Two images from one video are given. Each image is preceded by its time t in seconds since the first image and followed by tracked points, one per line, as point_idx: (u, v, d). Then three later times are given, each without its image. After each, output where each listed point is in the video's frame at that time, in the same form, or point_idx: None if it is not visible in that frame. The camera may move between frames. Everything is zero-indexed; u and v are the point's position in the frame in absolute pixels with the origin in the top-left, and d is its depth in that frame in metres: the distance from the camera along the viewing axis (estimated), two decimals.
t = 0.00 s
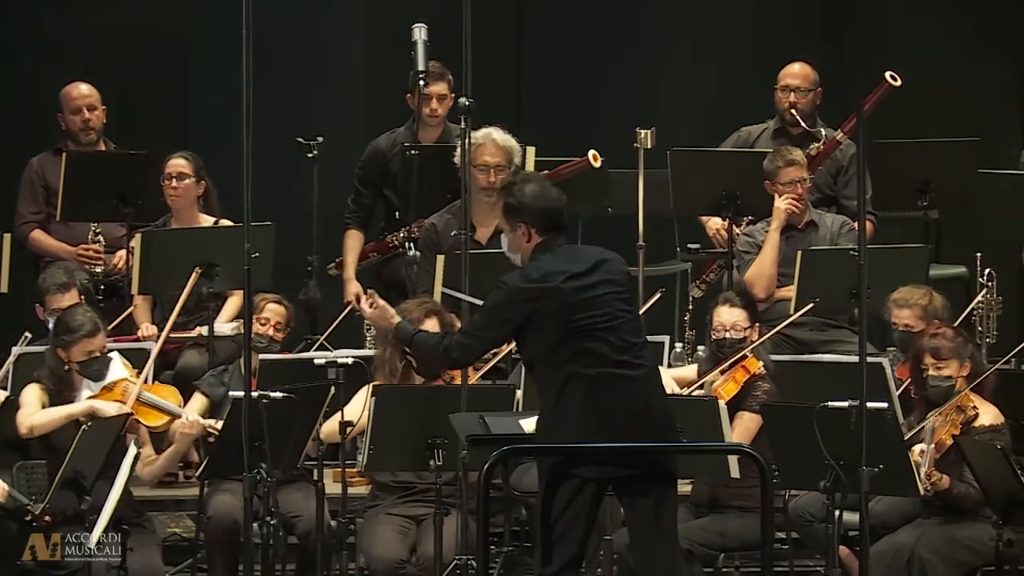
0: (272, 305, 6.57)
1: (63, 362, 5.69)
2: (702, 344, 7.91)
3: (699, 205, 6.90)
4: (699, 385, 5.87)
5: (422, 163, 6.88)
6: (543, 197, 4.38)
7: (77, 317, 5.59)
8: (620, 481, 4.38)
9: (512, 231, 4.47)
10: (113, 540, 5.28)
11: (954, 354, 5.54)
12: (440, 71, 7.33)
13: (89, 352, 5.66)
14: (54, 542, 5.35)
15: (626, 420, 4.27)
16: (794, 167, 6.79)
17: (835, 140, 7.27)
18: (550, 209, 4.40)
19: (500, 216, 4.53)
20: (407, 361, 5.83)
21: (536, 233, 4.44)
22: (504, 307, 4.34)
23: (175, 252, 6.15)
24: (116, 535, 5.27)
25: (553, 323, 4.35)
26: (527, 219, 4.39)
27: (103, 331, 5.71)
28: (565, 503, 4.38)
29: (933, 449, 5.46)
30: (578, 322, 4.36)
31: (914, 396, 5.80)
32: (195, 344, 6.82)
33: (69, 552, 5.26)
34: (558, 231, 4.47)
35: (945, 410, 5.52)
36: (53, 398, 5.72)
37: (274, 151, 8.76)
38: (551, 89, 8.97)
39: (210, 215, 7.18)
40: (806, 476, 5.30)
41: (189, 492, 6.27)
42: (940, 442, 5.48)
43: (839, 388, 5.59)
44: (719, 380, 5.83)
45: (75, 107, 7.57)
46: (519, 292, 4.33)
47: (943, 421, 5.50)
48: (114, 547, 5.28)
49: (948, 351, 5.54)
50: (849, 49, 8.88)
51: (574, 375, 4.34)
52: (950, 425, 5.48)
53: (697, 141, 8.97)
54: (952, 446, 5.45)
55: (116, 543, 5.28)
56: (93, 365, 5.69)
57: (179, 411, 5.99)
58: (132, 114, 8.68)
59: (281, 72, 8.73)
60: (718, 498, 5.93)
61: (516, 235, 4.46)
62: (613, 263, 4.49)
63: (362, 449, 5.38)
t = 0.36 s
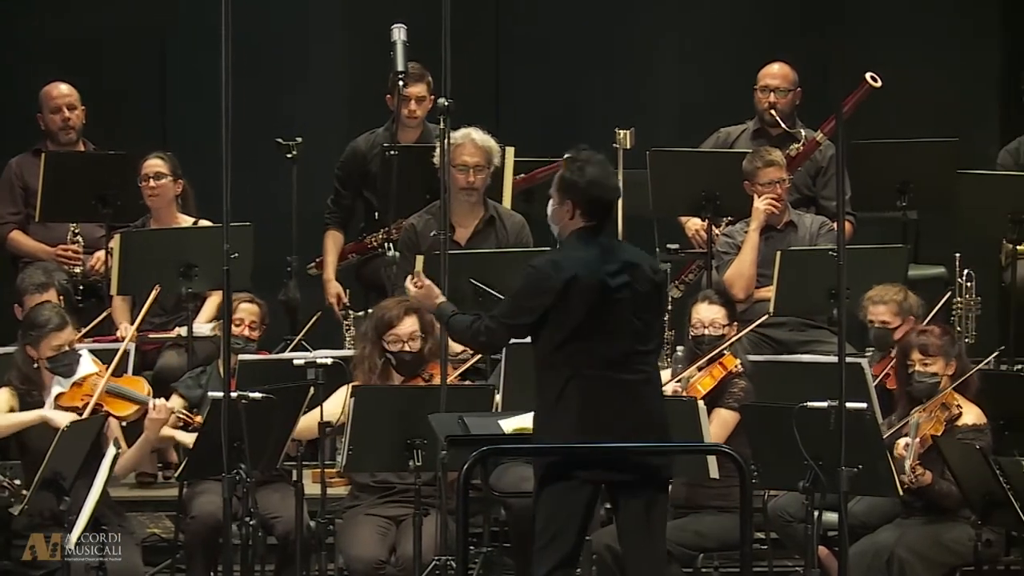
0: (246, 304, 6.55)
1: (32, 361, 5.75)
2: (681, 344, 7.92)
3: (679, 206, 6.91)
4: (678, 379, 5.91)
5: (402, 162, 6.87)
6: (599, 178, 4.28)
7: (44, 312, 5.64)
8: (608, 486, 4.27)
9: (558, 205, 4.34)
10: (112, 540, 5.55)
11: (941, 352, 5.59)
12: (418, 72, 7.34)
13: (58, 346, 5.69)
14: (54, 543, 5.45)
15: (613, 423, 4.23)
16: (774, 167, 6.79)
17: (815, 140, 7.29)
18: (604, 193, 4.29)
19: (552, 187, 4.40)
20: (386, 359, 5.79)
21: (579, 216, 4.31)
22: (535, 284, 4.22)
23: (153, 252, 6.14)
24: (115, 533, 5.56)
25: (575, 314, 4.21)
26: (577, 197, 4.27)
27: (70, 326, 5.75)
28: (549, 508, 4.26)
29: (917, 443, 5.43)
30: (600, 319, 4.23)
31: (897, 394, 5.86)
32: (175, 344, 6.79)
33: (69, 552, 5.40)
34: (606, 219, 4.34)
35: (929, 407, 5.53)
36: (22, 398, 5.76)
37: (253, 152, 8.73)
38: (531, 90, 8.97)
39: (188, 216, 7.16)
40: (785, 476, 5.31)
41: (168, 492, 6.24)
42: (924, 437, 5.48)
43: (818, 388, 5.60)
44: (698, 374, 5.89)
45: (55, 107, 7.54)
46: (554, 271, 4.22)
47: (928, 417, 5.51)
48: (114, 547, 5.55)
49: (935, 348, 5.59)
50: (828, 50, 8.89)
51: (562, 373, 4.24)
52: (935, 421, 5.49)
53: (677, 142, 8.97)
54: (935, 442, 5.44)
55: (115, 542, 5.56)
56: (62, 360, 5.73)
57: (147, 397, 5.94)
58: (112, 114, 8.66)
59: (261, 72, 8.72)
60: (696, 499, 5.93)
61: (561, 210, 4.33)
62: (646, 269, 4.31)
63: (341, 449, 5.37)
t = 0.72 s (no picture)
0: (224, 305, 6.52)
1: (19, 359, 5.73)
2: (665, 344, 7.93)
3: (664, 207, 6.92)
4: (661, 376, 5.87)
5: (386, 163, 6.87)
6: (649, 184, 4.27)
7: (31, 310, 5.68)
8: (597, 487, 4.27)
9: (600, 196, 4.32)
10: (113, 540, 5.58)
11: (933, 351, 5.59)
12: (402, 73, 7.33)
13: (45, 345, 5.70)
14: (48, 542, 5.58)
15: (607, 424, 4.20)
16: (758, 168, 6.81)
17: (799, 141, 7.31)
18: (649, 197, 4.28)
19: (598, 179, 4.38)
20: (370, 358, 5.79)
21: (615, 212, 4.29)
22: (555, 269, 4.20)
23: (136, 253, 6.11)
24: (116, 533, 5.58)
25: (585, 309, 4.19)
26: (622, 194, 4.25)
27: (57, 327, 5.78)
28: (538, 509, 4.24)
29: (909, 441, 5.47)
30: (609, 322, 4.20)
31: (885, 393, 5.82)
32: (160, 345, 6.77)
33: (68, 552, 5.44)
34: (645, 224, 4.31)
35: (919, 405, 5.52)
36: (7, 398, 5.66)
37: (237, 152, 8.71)
38: (516, 90, 8.97)
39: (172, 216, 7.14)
40: (770, 477, 5.31)
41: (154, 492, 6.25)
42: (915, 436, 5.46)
43: (802, 389, 5.60)
44: (681, 372, 5.89)
45: (40, 107, 7.51)
46: (576, 263, 4.20)
47: (918, 416, 5.49)
48: (115, 546, 5.57)
49: (928, 347, 5.59)
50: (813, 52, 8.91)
51: (558, 373, 4.22)
52: (925, 420, 5.48)
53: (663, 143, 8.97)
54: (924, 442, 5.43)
55: (115, 542, 5.58)
56: (49, 359, 5.71)
57: (132, 396, 5.91)
58: (96, 115, 8.63)
59: (245, 72, 8.70)
60: (677, 499, 5.90)
61: (601, 202, 4.31)
62: (660, 278, 4.28)
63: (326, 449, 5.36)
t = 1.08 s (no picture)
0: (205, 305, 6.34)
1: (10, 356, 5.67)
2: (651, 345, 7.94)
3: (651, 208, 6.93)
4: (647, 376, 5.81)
5: (372, 163, 6.86)
6: (666, 193, 4.27)
7: (23, 308, 5.64)
8: (585, 487, 4.27)
9: (614, 197, 4.29)
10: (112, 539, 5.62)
11: (924, 352, 5.60)
12: (387, 74, 7.34)
13: (36, 344, 5.66)
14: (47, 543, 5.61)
15: (594, 425, 4.21)
16: (743, 169, 6.81)
17: (784, 143, 7.30)
18: (662, 203, 4.27)
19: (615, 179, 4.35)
20: (356, 357, 5.78)
21: (627, 214, 4.26)
22: (555, 266, 4.20)
23: (121, 253, 6.10)
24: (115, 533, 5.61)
25: (585, 310, 4.19)
26: (639, 199, 4.24)
27: (49, 326, 5.74)
28: (525, 510, 4.24)
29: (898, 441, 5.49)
30: (606, 324, 4.20)
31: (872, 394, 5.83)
32: (145, 345, 6.74)
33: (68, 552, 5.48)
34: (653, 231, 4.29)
35: (909, 405, 5.55)
36: None
37: (223, 153, 8.68)
38: (502, 91, 8.97)
39: (158, 216, 7.12)
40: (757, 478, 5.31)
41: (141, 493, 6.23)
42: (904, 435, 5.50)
43: (789, 389, 5.64)
44: (665, 371, 5.77)
45: (31, 107, 7.50)
46: (580, 261, 4.19)
47: (908, 416, 5.53)
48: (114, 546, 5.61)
49: (919, 348, 5.60)
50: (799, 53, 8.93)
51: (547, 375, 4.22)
52: (915, 420, 5.52)
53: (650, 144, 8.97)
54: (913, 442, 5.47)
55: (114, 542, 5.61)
56: (40, 357, 5.67)
57: (123, 396, 5.93)
58: (82, 115, 8.60)
59: (230, 72, 8.68)
60: (664, 500, 5.85)
61: (615, 202, 4.28)
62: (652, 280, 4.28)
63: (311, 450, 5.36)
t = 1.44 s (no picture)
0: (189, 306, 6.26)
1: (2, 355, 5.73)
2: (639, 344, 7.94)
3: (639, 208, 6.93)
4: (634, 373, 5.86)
5: (359, 164, 6.85)
6: (661, 194, 4.26)
7: (16, 307, 5.70)
8: (573, 488, 4.27)
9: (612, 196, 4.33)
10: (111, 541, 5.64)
11: (910, 353, 5.61)
12: (374, 74, 7.33)
13: (29, 343, 5.70)
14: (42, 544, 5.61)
15: (581, 426, 4.21)
16: (729, 169, 6.81)
17: (772, 143, 7.29)
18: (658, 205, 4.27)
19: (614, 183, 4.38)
20: (343, 358, 5.79)
21: (622, 212, 4.29)
22: (549, 264, 4.20)
23: (109, 253, 6.08)
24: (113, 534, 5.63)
25: (579, 311, 4.18)
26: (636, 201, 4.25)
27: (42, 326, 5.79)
28: (512, 510, 4.24)
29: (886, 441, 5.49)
30: (599, 324, 4.19)
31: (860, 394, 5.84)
32: (132, 346, 6.73)
33: (68, 551, 5.53)
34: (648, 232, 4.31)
35: (896, 405, 5.56)
36: None
37: (210, 153, 8.67)
38: (489, 91, 8.97)
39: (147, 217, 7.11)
40: (745, 477, 5.32)
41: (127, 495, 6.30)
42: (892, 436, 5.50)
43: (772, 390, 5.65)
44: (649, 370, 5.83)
45: (20, 109, 7.48)
46: (575, 259, 4.19)
47: (895, 416, 5.53)
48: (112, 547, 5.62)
49: (905, 348, 5.61)
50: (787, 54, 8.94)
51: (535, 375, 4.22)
52: (903, 421, 5.53)
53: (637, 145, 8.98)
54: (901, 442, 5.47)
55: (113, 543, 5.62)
56: (31, 356, 5.69)
57: (115, 397, 5.83)
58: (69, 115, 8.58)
59: (217, 72, 8.66)
60: (651, 500, 5.89)
61: (612, 200, 4.31)
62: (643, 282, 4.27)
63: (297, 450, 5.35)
